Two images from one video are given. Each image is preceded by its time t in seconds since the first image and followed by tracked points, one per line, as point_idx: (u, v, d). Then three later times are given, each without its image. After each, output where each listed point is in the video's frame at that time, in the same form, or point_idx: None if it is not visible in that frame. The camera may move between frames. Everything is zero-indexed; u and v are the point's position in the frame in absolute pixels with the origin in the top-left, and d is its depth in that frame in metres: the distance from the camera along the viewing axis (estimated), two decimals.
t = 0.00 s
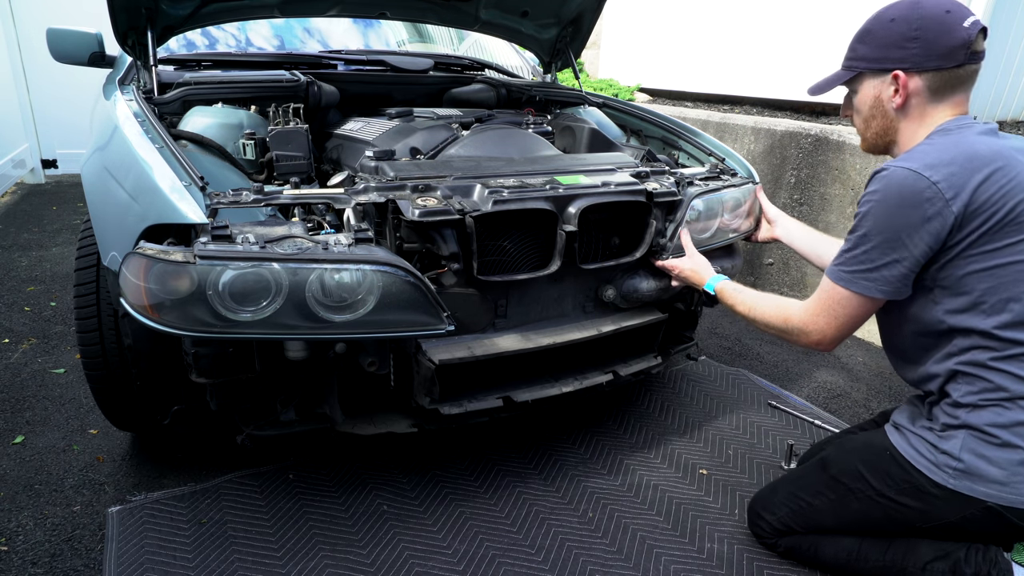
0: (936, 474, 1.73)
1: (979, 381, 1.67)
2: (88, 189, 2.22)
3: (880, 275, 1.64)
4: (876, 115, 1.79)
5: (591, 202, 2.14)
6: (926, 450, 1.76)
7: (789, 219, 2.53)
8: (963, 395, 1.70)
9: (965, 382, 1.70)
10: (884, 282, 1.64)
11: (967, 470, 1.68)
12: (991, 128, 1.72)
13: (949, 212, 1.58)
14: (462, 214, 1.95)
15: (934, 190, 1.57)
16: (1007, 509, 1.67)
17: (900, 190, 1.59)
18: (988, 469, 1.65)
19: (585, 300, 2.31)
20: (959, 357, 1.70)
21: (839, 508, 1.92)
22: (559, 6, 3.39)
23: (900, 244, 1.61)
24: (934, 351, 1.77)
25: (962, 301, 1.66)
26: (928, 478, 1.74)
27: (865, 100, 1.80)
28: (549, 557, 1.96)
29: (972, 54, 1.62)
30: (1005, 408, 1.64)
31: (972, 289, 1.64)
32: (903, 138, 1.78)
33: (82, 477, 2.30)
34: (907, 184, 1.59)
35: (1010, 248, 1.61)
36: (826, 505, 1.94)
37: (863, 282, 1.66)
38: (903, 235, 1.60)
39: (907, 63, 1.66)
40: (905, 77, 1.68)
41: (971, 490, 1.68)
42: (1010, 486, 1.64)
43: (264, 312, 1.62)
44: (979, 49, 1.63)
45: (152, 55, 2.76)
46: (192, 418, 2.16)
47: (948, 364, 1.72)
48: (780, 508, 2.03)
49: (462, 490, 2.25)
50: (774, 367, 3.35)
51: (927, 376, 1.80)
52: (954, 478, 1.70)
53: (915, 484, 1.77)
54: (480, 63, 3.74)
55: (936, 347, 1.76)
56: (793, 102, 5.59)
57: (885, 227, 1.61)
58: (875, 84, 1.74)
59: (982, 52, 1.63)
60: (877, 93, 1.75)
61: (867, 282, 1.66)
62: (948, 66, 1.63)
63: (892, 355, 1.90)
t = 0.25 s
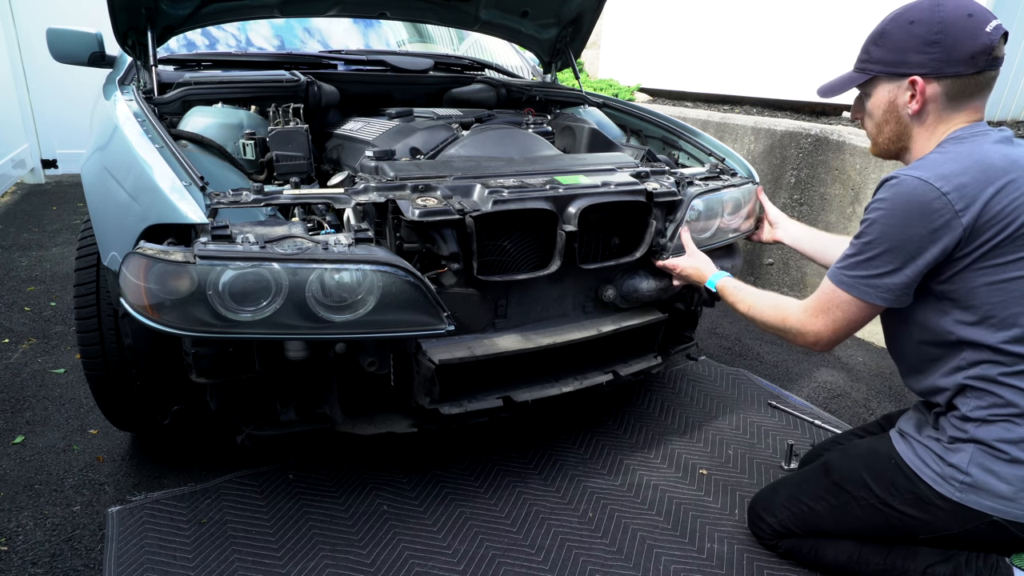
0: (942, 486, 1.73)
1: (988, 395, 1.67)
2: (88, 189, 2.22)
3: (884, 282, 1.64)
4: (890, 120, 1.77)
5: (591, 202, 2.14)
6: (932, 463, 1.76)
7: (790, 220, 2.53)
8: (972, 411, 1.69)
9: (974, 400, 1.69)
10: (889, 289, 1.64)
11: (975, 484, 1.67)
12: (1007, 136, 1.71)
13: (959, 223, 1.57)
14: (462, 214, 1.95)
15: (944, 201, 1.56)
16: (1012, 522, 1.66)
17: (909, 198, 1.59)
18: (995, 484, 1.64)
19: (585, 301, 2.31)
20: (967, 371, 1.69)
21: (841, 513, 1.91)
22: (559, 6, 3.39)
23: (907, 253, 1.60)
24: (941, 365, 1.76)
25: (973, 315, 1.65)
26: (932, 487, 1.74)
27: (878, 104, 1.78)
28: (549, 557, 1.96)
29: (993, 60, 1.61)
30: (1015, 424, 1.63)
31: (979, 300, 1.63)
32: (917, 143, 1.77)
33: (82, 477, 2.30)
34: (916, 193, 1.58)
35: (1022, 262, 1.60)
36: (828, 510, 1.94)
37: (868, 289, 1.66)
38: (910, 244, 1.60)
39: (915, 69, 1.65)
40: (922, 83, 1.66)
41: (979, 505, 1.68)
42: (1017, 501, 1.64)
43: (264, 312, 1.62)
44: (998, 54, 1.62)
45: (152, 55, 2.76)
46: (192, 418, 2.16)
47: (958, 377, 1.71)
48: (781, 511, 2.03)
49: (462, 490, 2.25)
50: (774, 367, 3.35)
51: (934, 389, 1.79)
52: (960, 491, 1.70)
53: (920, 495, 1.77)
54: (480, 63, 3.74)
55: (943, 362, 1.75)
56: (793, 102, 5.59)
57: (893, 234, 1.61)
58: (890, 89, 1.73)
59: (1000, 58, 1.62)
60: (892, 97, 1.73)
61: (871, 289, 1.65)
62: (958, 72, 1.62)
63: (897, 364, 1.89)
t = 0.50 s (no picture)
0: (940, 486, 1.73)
1: (986, 394, 1.66)
2: (88, 190, 2.22)
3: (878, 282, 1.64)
4: (885, 121, 1.77)
5: (591, 202, 2.14)
6: (930, 462, 1.76)
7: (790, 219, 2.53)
8: (969, 410, 1.69)
9: (971, 396, 1.69)
10: (882, 289, 1.64)
11: (972, 484, 1.67)
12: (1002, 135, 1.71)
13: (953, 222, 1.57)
14: (462, 214, 1.94)
15: (938, 201, 1.56)
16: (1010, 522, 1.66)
17: (903, 198, 1.59)
18: (993, 483, 1.64)
19: (585, 301, 2.31)
20: (965, 370, 1.69)
21: (840, 513, 1.91)
22: (559, 6, 3.39)
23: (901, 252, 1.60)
24: (936, 363, 1.76)
25: (968, 313, 1.65)
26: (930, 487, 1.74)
27: (873, 105, 1.77)
28: (549, 557, 1.96)
29: (989, 59, 1.62)
30: (1013, 423, 1.63)
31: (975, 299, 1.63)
32: (911, 144, 1.77)
33: (82, 477, 2.30)
34: (911, 194, 1.58)
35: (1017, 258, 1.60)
36: (827, 510, 1.94)
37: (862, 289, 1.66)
38: (904, 244, 1.60)
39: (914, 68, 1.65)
40: (919, 83, 1.66)
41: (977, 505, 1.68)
42: (1015, 501, 1.64)
43: (265, 312, 1.63)
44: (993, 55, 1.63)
45: (152, 55, 2.76)
46: (192, 417, 2.16)
47: (956, 376, 1.71)
48: (781, 511, 2.03)
49: (462, 490, 2.25)
50: (774, 367, 3.35)
51: (932, 389, 1.79)
52: (958, 491, 1.70)
53: (919, 495, 1.77)
54: (480, 63, 3.74)
55: (939, 359, 1.75)
56: (793, 103, 5.59)
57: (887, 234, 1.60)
58: (886, 90, 1.72)
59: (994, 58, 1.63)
60: (887, 98, 1.73)
61: (865, 289, 1.65)
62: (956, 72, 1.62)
63: (894, 363, 1.89)
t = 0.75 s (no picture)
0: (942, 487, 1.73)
1: (988, 396, 1.66)
2: (89, 190, 2.22)
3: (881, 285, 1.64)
4: (890, 123, 1.77)
5: (591, 202, 2.14)
6: (932, 464, 1.76)
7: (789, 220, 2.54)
8: (971, 412, 1.69)
9: (973, 400, 1.69)
10: (886, 292, 1.64)
11: (974, 485, 1.67)
12: (1006, 135, 1.71)
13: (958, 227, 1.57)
14: (462, 214, 1.95)
15: (942, 206, 1.56)
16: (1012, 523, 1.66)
17: (906, 202, 1.59)
18: (995, 485, 1.64)
19: (585, 301, 2.31)
20: (966, 372, 1.69)
21: (840, 513, 1.92)
22: (559, 6, 3.39)
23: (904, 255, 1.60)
24: (941, 366, 1.76)
25: (972, 318, 1.65)
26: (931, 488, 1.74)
27: (879, 107, 1.76)
28: (549, 557, 1.96)
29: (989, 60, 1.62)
30: (1015, 425, 1.63)
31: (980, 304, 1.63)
32: (919, 144, 1.77)
33: (82, 477, 2.30)
34: (914, 198, 1.58)
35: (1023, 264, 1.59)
36: (827, 510, 1.94)
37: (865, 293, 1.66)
38: (907, 248, 1.60)
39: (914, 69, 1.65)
40: (925, 83, 1.66)
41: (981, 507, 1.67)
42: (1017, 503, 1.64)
43: (264, 312, 1.63)
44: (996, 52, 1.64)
45: (152, 55, 2.76)
46: (192, 417, 2.16)
47: (959, 379, 1.71)
48: (781, 511, 2.03)
49: (462, 490, 2.25)
50: (774, 367, 3.35)
51: (933, 391, 1.79)
52: (960, 492, 1.70)
53: (920, 496, 1.77)
54: (480, 63, 3.74)
55: (943, 362, 1.75)
56: (793, 103, 5.59)
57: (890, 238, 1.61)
58: (891, 91, 1.72)
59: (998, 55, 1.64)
60: (894, 100, 1.72)
61: (868, 292, 1.65)
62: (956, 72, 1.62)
63: (895, 364, 1.89)
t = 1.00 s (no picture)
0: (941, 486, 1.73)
1: (988, 396, 1.66)
2: (89, 190, 2.22)
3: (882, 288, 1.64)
4: (893, 123, 1.76)
5: (591, 202, 2.14)
6: (931, 463, 1.76)
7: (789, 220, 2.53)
8: (971, 411, 1.70)
9: (973, 399, 1.69)
10: (886, 294, 1.64)
11: (973, 484, 1.67)
12: (1007, 135, 1.70)
13: (958, 228, 1.57)
14: (462, 214, 1.95)
15: (944, 209, 1.56)
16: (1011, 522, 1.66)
17: (909, 206, 1.58)
18: (994, 484, 1.64)
19: (585, 301, 2.31)
20: (966, 371, 1.69)
21: (840, 513, 1.91)
22: (559, 6, 3.39)
23: (906, 258, 1.60)
24: (941, 366, 1.76)
25: (973, 318, 1.65)
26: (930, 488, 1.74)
27: (881, 108, 1.76)
28: (549, 557, 1.96)
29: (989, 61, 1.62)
30: (1014, 424, 1.63)
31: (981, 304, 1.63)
32: (920, 145, 1.77)
33: (82, 477, 2.30)
34: (917, 201, 1.58)
35: None
36: (827, 510, 1.94)
37: (867, 295, 1.66)
38: (909, 251, 1.60)
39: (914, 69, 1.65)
40: (928, 83, 1.65)
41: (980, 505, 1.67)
42: (1016, 502, 1.63)
43: (264, 312, 1.63)
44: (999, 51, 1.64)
45: (152, 55, 2.76)
46: (192, 417, 2.16)
47: (959, 377, 1.71)
48: (781, 511, 2.03)
49: (462, 490, 2.25)
50: (774, 367, 3.35)
51: (933, 390, 1.79)
52: (958, 491, 1.70)
53: (919, 495, 1.77)
54: (480, 63, 3.74)
55: (943, 362, 1.75)
56: (793, 103, 5.59)
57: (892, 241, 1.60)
58: (894, 92, 1.72)
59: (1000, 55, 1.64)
60: (896, 100, 1.72)
61: (869, 295, 1.66)
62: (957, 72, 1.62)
63: (895, 364, 1.89)
